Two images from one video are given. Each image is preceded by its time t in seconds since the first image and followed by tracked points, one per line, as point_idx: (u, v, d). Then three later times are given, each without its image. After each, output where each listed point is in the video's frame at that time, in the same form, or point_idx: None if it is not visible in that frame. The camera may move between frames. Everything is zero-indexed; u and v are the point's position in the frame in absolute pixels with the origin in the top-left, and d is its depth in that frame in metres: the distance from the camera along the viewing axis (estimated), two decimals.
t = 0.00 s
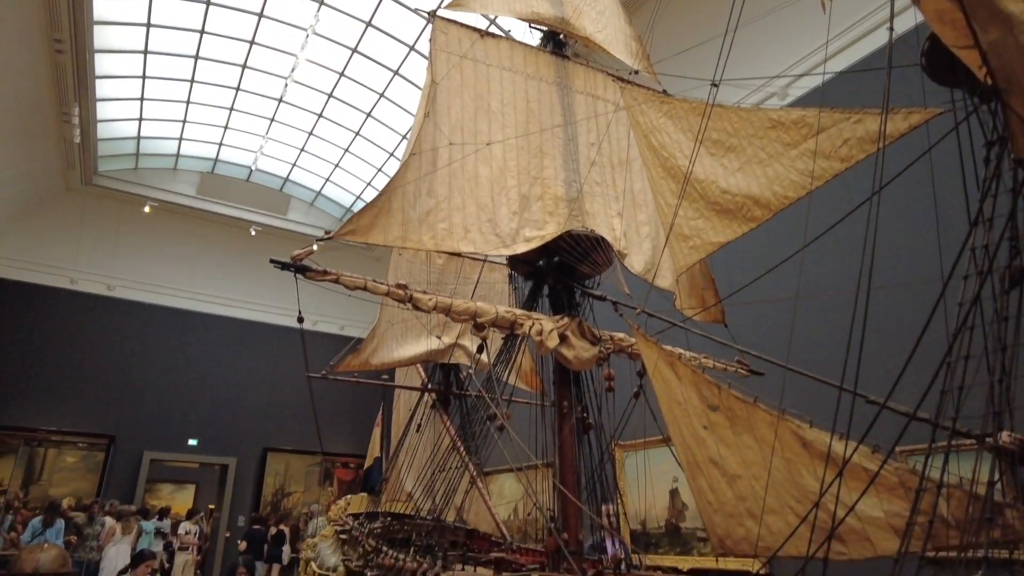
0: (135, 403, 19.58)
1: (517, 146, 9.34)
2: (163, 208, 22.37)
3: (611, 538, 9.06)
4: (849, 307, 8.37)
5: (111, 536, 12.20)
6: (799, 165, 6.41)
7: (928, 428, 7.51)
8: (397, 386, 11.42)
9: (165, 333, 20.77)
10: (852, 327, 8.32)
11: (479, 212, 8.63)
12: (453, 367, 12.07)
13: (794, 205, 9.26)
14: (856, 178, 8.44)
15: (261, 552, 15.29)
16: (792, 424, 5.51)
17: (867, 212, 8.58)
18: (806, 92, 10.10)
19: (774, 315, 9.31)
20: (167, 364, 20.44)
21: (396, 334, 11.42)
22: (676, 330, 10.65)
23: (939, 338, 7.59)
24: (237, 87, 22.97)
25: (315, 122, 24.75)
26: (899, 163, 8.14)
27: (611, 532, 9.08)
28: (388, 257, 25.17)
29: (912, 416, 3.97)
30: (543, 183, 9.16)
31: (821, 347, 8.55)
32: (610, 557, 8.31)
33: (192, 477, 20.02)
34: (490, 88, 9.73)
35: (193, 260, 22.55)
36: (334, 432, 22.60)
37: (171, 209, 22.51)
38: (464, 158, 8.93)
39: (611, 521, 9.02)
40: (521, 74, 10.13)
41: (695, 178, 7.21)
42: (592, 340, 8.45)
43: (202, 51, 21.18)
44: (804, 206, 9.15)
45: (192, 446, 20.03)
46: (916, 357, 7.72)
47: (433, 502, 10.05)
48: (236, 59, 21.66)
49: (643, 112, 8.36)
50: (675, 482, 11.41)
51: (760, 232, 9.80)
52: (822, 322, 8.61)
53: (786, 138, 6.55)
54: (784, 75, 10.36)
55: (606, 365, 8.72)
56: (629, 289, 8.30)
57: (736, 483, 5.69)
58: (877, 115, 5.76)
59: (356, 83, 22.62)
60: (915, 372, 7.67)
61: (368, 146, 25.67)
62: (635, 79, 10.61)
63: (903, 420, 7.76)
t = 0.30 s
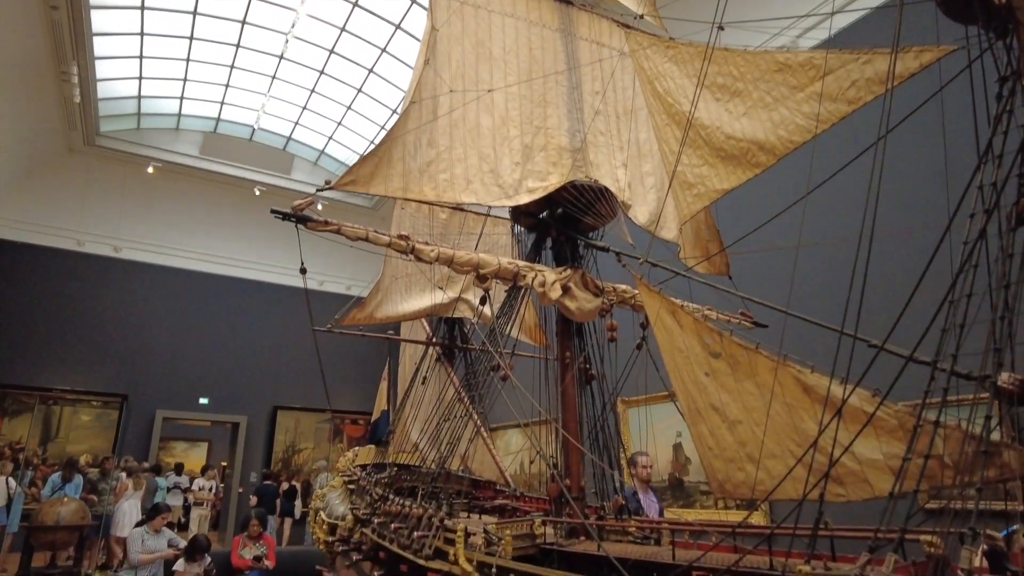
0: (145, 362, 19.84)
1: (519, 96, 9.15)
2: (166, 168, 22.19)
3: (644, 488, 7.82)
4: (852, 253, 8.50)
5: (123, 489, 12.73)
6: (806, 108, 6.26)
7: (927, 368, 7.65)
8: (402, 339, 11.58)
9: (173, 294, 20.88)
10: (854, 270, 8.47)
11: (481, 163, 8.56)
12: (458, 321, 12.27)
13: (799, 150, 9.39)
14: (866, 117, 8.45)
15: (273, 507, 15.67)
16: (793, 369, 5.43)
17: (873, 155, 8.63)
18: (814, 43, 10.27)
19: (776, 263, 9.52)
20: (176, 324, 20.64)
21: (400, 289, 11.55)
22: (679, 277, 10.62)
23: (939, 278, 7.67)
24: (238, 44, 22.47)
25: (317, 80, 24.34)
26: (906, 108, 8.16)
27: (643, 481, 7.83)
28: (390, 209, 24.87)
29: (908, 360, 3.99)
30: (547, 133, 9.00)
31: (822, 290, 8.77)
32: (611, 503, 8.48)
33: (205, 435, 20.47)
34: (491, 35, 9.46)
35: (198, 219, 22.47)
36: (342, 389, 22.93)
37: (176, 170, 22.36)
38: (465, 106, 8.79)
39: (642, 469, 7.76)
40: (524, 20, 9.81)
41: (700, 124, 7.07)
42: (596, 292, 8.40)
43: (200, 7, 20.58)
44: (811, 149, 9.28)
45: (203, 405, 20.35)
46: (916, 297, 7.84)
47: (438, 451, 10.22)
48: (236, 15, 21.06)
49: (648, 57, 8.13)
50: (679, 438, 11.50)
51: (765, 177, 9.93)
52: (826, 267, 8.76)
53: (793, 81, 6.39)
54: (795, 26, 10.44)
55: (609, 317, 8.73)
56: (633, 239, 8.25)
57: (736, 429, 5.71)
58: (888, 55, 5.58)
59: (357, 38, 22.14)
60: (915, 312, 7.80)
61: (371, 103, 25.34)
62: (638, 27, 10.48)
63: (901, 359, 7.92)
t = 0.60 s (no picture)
0: (152, 329, 20.01)
1: (521, 54, 8.98)
2: (167, 134, 22.03)
3: (678, 450, 6.70)
4: (854, 210, 8.50)
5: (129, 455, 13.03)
6: (811, 61, 6.12)
7: (926, 323, 7.72)
8: (405, 303, 11.60)
9: (178, 261, 20.93)
10: (856, 228, 8.47)
11: (482, 122, 8.52)
12: (461, 284, 12.36)
13: (804, 105, 9.36)
14: (873, 69, 8.36)
15: (282, 471, 15.87)
16: (794, 326, 5.41)
17: (878, 111, 8.58)
18: None
19: (779, 222, 9.54)
20: (182, 291, 20.74)
21: (403, 252, 11.56)
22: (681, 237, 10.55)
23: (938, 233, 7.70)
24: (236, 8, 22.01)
25: (317, 44, 23.93)
26: (913, 62, 8.05)
27: (677, 442, 6.69)
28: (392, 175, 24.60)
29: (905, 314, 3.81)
30: (549, 91, 8.78)
31: (823, 248, 8.81)
32: (612, 461, 8.59)
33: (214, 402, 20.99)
34: None
35: (201, 186, 22.35)
36: (347, 356, 23.08)
37: (177, 137, 22.22)
38: (465, 61, 8.83)
39: (677, 431, 6.59)
40: None
41: (704, 80, 6.94)
42: (598, 253, 8.35)
43: None
44: (815, 105, 9.24)
45: (211, 371, 20.55)
46: (915, 253, 7.87)
47: (442, 412, 10.33)
48: None
49: (651, 12, 7.93)
50: (682, 403, 11.53)
51: (769, 134, 9.89)
52: (829, 226, 8.76)
53: (799, 33, 6.23)
54: None
55: (611, 278, 8.71)
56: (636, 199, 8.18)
57: (736, 386, 5.71)
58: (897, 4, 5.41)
59: None
60: (914, 268, 7.85)
61: (372, 67, 25.01)
62: None
63: (900, 314, 7.99)
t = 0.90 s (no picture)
0: (158, 304, 20.12)
1: (525, 22, 8.86)
2: (168, 109, 21.75)
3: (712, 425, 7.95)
4: (859, 176, 8.47)
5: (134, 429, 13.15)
6: (818, 26, 6.00)
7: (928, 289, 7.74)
8: (407, 275, 11.60)
9: (182, 236, 20.97)
10: (860, 194, 8.45)
11: (485, 90, 8.48)
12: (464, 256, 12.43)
13: (812, 71, 9.28)
14: (880, 33, 8.27)
15: (289, 444, 16.08)
16: (797, 295, 5.39)
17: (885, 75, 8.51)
18: None
19: (784, 189, 9.51)
20: (187, 266, 20.80)
21: (406, 224, 11.59)
22: (685, 207, 10.49)
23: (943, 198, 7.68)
24: None
25: (318, 15, 23.59)
26: (922, 26, 7.94)
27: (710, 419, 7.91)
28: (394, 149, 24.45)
29: (909, 281, 3.76)
30: (553, 58, 8.72)
31: (826, 215, 8.80)
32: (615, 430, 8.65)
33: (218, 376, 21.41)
34: None
35: (202, 162, 22.22)
36: (353, 331, 23.19)
37: (175, 111, 21.88)
38: (468, 27, 8.73)
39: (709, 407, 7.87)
40: None
41: (709, 47, 6.83)
42: (602, 224, 8.30)
43: None
44: (822, 70, 9.19)
45: (217, 345, 20.72)
46: (920, 218, 7.86)
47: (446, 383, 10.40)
48: None
49: None
50: (685, 376, 11.58)
51: (776, 101, 9.82)
52: (833, 194, 8.74)
53: None
54: None
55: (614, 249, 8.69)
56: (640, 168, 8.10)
57: (740, 355, 5.67)
58: None
59: None
60: (918, 234, 7.85)
61: (374, 39, 24.72)
62: None
63: (902, 280, 8.01)
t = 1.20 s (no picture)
0: (163, 284, 20.22)
1: None
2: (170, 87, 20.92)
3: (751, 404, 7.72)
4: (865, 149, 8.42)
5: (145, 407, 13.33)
6: None
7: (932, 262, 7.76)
8: (412, 252, 11.65)
9: (186, 217, 21.03)
10: (866, 166, 8.41)
11: (488, 64, 8.44)
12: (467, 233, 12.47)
13: (820, 43, 9.15)
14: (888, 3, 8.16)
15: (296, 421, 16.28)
16: (801, 268, 5.41)
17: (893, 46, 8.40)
18: None
19: (790, 164, 9.46)
20: (191, 246, 20.87)
21: (410, 202, 11.66)
22: (689, 183, 10.46)
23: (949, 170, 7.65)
24: None
25: None
26: None
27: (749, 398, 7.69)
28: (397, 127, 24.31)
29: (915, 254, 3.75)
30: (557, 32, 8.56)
31: (830, 189, 8.77)
32: (618, 406, 8.71)
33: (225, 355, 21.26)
34: None
35: (204, 141, 21.84)
36: (357, 310, 23.25)
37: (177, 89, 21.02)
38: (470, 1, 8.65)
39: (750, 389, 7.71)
40: None
41: (714, 19, 6.74)
42: (606, 200, 8.27)
43: None
44: (829, 42, 9.07)
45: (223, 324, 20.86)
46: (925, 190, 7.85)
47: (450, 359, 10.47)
48: None
49: None
50: (688, 353, 11.62)
51: (782, 74, 9.72)
52: (837, 166, 8.71)
53: None
54: None
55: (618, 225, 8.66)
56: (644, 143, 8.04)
57: (743, 329, 5.70)
58: None
59: None
60: (923, 205, 7.84)
61: (376, 16, 24.45)
62: None
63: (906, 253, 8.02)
